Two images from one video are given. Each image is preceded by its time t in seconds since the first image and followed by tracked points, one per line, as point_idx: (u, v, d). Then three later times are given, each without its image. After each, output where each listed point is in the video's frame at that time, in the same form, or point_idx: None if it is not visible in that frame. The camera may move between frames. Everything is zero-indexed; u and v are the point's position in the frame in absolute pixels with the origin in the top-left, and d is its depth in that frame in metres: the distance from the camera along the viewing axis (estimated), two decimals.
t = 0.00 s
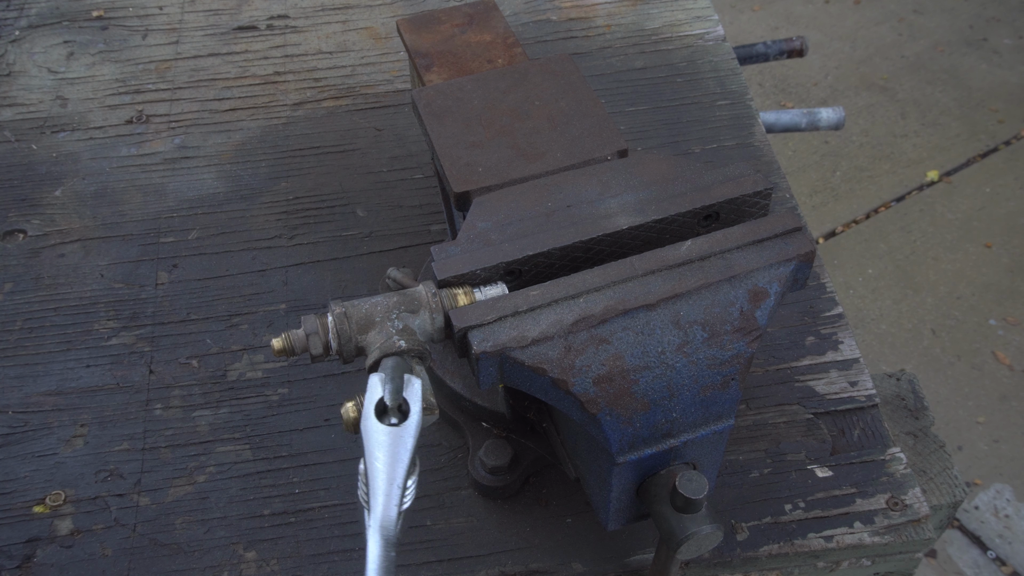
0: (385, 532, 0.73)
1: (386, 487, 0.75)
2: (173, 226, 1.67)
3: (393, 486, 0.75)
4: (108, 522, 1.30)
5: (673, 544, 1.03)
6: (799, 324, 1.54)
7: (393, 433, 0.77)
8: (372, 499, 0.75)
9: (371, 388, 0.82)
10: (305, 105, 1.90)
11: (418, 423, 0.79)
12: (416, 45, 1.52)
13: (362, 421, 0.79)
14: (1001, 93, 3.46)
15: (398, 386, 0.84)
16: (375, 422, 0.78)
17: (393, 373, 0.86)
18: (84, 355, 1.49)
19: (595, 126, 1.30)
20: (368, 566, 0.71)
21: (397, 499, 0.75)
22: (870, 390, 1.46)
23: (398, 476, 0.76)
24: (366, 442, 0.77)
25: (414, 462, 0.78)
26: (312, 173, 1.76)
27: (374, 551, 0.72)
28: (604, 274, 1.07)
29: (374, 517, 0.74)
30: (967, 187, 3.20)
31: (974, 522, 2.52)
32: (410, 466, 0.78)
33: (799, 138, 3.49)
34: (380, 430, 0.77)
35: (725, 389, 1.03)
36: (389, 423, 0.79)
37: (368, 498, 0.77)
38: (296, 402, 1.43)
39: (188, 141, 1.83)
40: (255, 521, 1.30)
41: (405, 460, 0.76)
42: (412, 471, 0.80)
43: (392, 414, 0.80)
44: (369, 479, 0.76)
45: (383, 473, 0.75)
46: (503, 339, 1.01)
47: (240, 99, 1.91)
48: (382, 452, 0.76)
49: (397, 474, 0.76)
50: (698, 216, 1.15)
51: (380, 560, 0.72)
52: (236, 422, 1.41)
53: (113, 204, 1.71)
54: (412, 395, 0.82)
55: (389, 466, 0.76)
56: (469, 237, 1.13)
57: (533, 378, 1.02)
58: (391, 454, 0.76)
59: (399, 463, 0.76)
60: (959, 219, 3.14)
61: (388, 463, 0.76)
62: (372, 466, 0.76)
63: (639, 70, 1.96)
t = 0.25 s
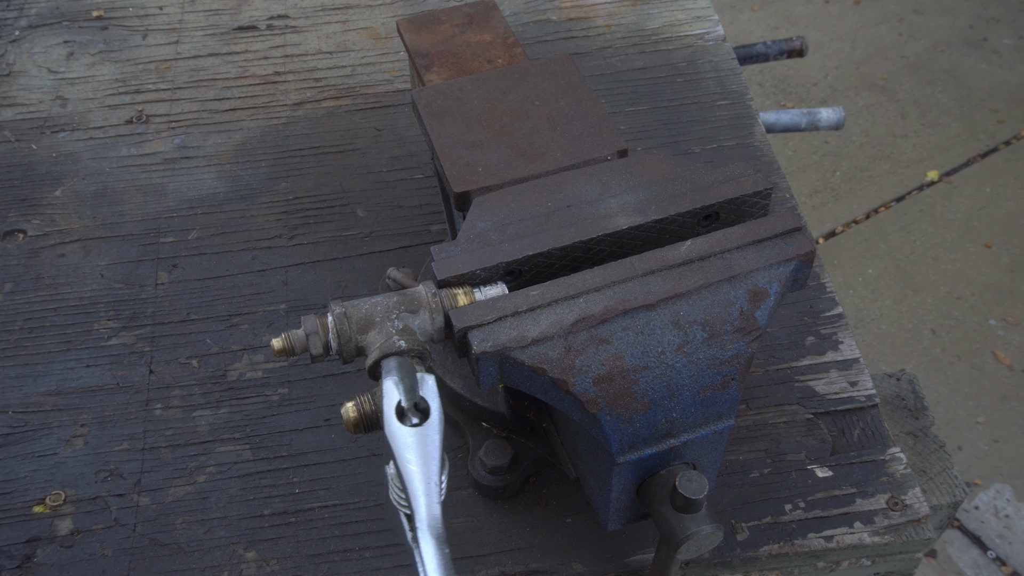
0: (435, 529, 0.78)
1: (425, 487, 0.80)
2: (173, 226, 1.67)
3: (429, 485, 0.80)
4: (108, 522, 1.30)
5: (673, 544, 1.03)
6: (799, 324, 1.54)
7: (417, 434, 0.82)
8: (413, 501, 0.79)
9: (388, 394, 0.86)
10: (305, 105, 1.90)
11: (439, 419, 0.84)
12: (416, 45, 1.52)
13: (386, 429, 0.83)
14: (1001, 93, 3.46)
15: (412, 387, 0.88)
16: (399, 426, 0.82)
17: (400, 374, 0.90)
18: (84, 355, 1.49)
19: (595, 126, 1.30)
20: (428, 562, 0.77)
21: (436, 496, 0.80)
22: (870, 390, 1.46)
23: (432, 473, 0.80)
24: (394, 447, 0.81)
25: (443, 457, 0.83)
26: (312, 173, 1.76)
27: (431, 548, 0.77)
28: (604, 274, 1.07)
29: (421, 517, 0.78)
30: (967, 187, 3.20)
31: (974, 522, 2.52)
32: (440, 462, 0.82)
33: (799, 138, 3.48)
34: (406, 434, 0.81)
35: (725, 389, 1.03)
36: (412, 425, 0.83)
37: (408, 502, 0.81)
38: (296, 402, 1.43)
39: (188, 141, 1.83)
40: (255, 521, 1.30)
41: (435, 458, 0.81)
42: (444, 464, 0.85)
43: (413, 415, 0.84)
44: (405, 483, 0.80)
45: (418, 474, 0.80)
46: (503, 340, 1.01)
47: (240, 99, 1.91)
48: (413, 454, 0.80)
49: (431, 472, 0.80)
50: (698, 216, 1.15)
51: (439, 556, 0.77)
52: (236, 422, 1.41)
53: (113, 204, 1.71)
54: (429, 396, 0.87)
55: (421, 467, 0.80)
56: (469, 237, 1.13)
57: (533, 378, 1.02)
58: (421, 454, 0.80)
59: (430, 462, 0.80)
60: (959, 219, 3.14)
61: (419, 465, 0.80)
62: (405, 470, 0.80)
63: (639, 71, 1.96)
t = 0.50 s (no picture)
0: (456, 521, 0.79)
1: (443, 482, 0.81)
2: (173, 226, 1.67)
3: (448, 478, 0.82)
4: (108, 522, 1.30)
5: (673, 544, 1.03)
6: (799, 324, 1.54)
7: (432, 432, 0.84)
8: (431, 497, 0.80)
9: (401, 396, 0.89)
10: (305, 105, 1.90)
11: (454, 416, 0.86)
12: (417, 45, 1.52)
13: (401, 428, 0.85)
14: (1001, 93, 3.46)
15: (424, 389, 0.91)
16: (415, 425, 0.85)
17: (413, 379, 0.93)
18: (84, 355, 1.49)
19: (595, 126, 1.30)
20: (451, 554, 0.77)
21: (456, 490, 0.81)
22: (870, 390, 1.46)
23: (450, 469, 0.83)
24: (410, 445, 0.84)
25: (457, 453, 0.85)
26: (312, 173, 1.76)
27: (452, 541, 0.78)
28: (605, 274, 1.07)
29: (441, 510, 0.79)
30: (967, 187, 3.20)
31: (974, 522, 2.52)
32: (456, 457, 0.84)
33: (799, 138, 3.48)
34: (421, 432, 0.84)
35: (725, 389, 1.03)
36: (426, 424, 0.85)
37: (426, 500, 0.82)
38: (296, 402, 1.43)
39: (188, 141, 1.83)
40: (255, 521, 1.30)
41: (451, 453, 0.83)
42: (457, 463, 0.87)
43: (428, 414, 0.87)
44: (423, 480, 0.82)
45: (436, 468, 0.82)
46: (503, 340, 1.01)
47: (240, 99, 1.91)
48: (428, 451, 0.83)
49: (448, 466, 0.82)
50: (698, 216, 1.15)
51: (461, 548, 0.78)
52: (236, 422, 1.41)
53: (113, 204, 1.71)
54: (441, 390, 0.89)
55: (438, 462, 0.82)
56: (469, 237, 1.13)
57: (533, 378, 1.02)
58: (436, 450, 0.83)
59: (447, 457, 0.83)
60: (959, 219, 3.14)
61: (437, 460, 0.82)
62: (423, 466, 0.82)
63: (639, 71, 1.96)
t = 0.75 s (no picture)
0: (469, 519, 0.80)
1: (453, 480, 0.82)
2: (173, 226, 1.67)
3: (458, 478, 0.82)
4: (108, 522, 1.30)
5: (673, 544, 1.03)
6: (799, 324, 1.54)
7: (438, 431, 0.84)
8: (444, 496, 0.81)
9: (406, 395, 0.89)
10: (305, 105, 1.90)
11: (459, 413, 0.86)
12: (417, 45, 1.52)
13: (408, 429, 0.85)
14: (1001, 93, 3.46)
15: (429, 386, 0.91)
16: (421, 425, 0.85)
17: (418, 376, 0.93)
18: (84, 355, 1.49)
19: (595, 125, 1.30)
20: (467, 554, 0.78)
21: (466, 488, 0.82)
22: (870, 390, 1.46)
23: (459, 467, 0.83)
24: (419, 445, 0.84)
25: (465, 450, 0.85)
26: (312, 173, 1.76)
27: (467, 539, 0.79)
28: (604, 274, 1.07)
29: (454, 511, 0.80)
30: (967, 187, 3.20)
31: (974, 522, 2.52)
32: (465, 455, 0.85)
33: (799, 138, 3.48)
34: (428, 431, 0.84)
35: (725, 389, 1.03)
36: (433, 422, 0.85)
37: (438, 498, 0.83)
38: (296, 402, 1.43)
39: (187, 141, 1.83)
40: (255, 521, 1.30)
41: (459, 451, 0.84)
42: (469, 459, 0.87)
43: (432, 412, 0.86)
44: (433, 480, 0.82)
45: (445, 469, 0.82)
46: (503, 340, 1.01)
47: (240, 99, 1.91)
48: (436, 450, 0.83)
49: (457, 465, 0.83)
50: (698, 216, 1.15)
51: (475, 545, 0.79)
52: (236, 422, 1.41)
53: (113, 204, 1.71)
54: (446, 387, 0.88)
55: (446, 462, 0.82)
56: (469, 237, 1.13)
57: (533, 378, 1.02)
58: (444, 449, 0.83)
59: (456, 456, 0.83)
60: (959, 219, 3.14)
61: (445, 459, 0.82)
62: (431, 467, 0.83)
63: (639, 71, 1.96)
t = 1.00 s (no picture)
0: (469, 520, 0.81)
1: (450, 483, 0.83)
2: (173, 226, 1.67)
3: (453, 481, 0.83)
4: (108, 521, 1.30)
5: (672, 544, 1.03)
6: (799, 324, 1.54)
7: (427, 435, 0.85)
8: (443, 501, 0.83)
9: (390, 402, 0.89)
10: (305, 105, 1.90)
11: (445, 413, 0.87)
12: (416, 45, 1.52)
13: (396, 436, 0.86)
14: (1001, 93, 3.46)
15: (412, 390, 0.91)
16: (410, 430, 0.86)
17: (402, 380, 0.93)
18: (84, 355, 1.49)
19: (595, 125, 1.30)
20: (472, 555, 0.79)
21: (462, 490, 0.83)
22: (870, 390, 1.46)
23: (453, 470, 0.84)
24: (410, 450, 0.85)
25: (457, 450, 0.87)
26: (312, 173, 1.76)
27: (468, 536, 0.80)
28: (604, 274, 1.07)
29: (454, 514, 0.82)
30: (967, 187, 3.20)
31: (974, 522, 2.52)
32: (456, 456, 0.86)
33: (799, 138, 3.48)
34: (418, 435, 0.85)
35: (725, 389, 1.03)
36: (420, 427, 0.86)
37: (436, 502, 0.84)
38: (296, 402, 1.43)
39: (187, 141, 1.83)
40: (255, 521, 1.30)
41: (451, 453, 0.85)
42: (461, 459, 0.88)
43: (419, 415, 0.87)
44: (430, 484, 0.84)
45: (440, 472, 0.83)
46: (503, 340, 1.01)
47: (240, 99, 1.91)
48: (429, 454, 0.84)
49: (451, 468, 0.84)
50: (699, 216, 1.15)
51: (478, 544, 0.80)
52: (236, 422, 1.41)
53: (113, 204, 1.71)
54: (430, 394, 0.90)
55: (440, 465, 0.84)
56: (469, 237, 1.13)
57: (533, 378, 1.02)
58: (438, 453, 0.84)
59: (448, 459, 0.84)
60: (959, 219, 3.14)
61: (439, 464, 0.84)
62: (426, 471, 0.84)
63: (639, 71, 1.96)
